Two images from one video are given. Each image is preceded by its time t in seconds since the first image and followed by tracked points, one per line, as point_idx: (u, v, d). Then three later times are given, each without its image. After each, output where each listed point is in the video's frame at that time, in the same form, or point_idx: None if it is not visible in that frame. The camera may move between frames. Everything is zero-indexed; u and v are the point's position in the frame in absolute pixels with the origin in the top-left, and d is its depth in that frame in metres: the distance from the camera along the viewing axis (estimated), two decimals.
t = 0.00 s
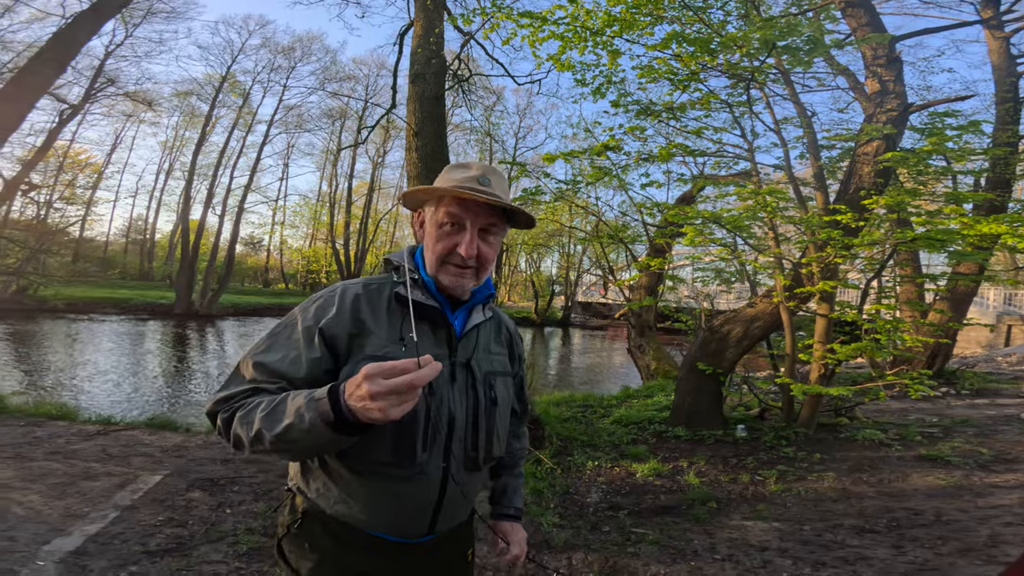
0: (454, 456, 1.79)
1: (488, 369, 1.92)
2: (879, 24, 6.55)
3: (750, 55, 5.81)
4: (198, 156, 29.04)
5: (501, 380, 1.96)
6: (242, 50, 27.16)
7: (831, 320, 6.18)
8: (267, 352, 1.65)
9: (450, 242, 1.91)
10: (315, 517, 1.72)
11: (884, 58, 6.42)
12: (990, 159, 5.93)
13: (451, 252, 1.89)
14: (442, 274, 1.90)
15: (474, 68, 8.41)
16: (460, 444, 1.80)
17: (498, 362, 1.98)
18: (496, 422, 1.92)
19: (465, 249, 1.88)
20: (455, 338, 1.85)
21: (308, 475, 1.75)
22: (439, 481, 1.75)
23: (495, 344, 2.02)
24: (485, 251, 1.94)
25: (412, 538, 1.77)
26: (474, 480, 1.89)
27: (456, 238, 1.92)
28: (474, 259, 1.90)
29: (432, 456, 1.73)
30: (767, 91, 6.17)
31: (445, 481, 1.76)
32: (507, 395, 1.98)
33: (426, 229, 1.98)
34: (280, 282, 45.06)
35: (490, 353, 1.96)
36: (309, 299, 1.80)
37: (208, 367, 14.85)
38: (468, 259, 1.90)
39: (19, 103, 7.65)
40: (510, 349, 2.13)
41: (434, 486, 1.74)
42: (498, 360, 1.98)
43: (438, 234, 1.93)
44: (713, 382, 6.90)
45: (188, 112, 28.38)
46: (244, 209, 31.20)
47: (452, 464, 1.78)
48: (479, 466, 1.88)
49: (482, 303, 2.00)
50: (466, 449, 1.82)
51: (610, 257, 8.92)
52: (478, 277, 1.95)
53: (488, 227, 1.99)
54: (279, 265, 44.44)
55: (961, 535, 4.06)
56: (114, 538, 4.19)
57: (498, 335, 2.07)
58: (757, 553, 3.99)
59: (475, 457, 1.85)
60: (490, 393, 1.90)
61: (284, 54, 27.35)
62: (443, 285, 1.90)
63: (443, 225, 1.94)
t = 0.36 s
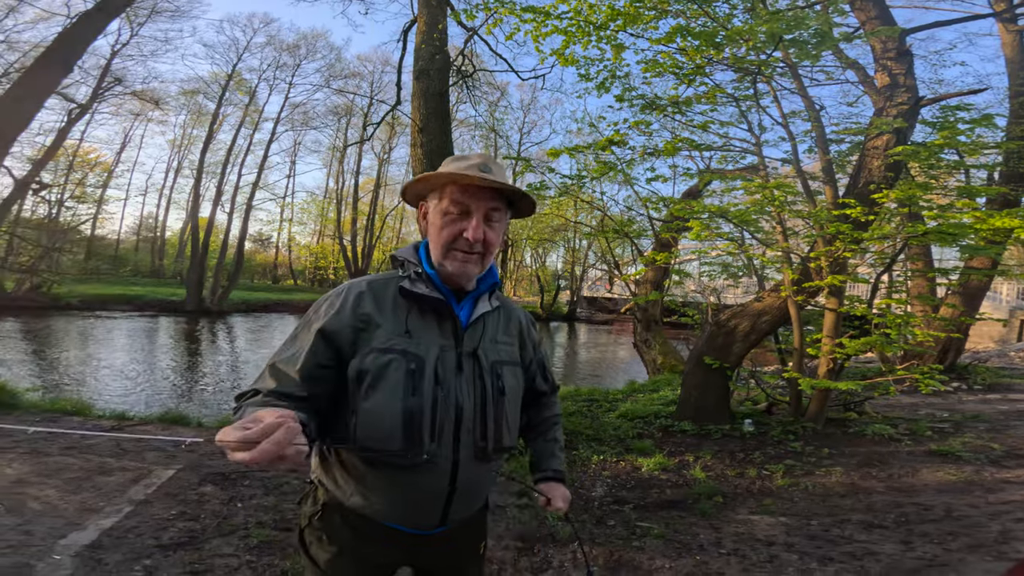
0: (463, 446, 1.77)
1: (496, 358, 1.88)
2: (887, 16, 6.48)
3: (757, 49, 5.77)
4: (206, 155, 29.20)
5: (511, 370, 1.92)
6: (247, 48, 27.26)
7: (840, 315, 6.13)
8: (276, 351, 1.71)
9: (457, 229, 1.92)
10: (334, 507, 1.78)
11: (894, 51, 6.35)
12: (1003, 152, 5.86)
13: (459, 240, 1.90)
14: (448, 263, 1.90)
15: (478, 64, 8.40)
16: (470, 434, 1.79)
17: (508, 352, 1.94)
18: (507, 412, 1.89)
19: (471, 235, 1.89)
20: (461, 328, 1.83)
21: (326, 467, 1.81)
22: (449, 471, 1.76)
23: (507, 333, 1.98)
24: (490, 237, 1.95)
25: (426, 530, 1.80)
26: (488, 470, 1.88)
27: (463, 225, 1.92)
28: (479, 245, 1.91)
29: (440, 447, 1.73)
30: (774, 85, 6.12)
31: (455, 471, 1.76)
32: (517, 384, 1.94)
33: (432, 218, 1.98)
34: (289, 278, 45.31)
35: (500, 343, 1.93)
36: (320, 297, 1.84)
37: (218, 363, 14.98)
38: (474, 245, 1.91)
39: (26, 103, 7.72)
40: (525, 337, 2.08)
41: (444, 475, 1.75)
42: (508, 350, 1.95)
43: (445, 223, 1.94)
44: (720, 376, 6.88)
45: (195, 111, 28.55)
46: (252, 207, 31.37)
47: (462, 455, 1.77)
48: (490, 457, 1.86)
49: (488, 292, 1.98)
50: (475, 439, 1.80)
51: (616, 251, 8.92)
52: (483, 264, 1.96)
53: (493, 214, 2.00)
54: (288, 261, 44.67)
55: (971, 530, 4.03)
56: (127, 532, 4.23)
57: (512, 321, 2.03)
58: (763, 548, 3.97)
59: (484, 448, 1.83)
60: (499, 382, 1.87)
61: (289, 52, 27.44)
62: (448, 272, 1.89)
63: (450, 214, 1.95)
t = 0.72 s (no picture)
0: (464, 442, 1.78)
1: (498, 353, 1.88)
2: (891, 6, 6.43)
3: (758, 40, 5.74)
4: (208, 150, 29.27)
5: (514, 364, 1.92)
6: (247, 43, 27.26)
7: (843, 306, 6.13)
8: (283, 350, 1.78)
9: (508, 247, 1.87)
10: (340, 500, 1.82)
11: (898, 42, 6.33)
12: (1011, 144, 5.81)
13: (508, 259, 1.88)
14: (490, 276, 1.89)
15: (479, 57, 8.38)
16: (471, 429, 1.79)
17: (511, 347, 1.93)
18: (510, 407, 1.89)
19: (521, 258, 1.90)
20: (462, 323, 1.83)
21: (333, 461, 1.86)
22: (451, 467, 1.77)
23: (511, 327, 1.97)
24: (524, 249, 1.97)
25: (430, 523, 1.82)
26: (491, 465, 1.89)
27: (512, 243, 1.88)
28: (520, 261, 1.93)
29: (441, 442, 1.75)
30: (776, 77, 6.09)
31: (456, 466, 1.78)
32: (521, 379, 1.94)
33: (478, 223, 1.85)
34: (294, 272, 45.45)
35: (503, 338, 1.92)
36: (326, 293, 1.88)
37: (225, 356, 15.08)
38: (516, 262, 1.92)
39: (26, 101, 7.75)
40: (531, 330, 2.08)
41: (446, 470, 1.77)
42: (512, 344, 1.94)
43: (497, 238, 1.85)
44: (722, 367, 6.90)
45: (196, 107, 28.58)
46: (256, 201, 31.45)
47: (463, 451, 1.78)
48: (493, 452, 1.87)
49: (490, 290, 1.93)
50: (477, 435, 1.81)
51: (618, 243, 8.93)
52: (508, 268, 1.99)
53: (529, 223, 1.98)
54: (293, 255, 44.79)
55: (971, 521, 4.04)
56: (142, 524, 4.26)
57: (516, 315, 2.02)
58: (763, 538, 3.99)
59: (487, 443, 1.84)
60: (501, 378, 1.87)
61: (289, 46, 27.42)
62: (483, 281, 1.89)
63: (504, 229, 1.86)
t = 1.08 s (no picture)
0: (471, 431, 1.79)
1: (505, 342, 1.89)
2: None
3: (758, 25, 5.71)
4: (205, 142, 29.17)
5: (521, 353, 1.92)
6: (239, 33, 27.04)
7: (844, 290, 6.14)
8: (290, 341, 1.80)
9: (512, 231, 1.87)
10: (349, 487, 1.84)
11: (901, 27, 6.29)
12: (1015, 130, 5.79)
13: (512, 243, 1.88)
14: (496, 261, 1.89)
15: (476, 44, 8.33)
16: (478, 419, 1.80)
17: (518, 336, 1.94)
18: (518, 396, 1.90)
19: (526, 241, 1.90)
20: (469, 312, 1.84)
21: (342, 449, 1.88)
22: (458, 456, 1.79)
23: (518, 317, 1.98)
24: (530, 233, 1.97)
25: (438, 511, 1.84)
26: (498, 454, 1.90)
27: (517, 227, 1.88)
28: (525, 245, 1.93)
29: (448, 432, 1.76)
30: (776, 62, 6.05)
31: (463, 456, 1.79)
32: (528, 368, 1.94)
33: (483, 208, 1.85)
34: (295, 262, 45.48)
35: (510, 326, 1.93)
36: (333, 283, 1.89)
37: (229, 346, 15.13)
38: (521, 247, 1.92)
39: (17, 99, 7.71)
40: (538, 319, 2.08)
41: (453, 459, 1.78)
42: (519, 333, 1.95)
43: (502, 222, 1.85)
44: (722, 351, 6.93)
45: (190, 99, 28.42)
46: (254, 192, 31.39)
47: (469, 440, 1.79)
48: (500, 443, 1.88)
49: (497, 276, 1.94)
50: (483, 425, 1.82)
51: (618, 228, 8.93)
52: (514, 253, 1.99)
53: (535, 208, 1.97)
54: (294, 245, 44.78)
55: (970, 504, 4.07)
56: (159, 514, 4.28)
57: (523, 303, 2.02)
58: (763, 520, 4.02)
59: (493, 434, 1.85)
60: (508, 367, 1.87)
61: (282, 35, 27.21)
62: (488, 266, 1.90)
63: (509, 212, 1.86)
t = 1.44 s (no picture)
0: (480, 366, 1.78)
1: (515, 276, 1.87)
2: None
3: None
4: (196, 122, 28.87)
5: (531, 287, 1.91)
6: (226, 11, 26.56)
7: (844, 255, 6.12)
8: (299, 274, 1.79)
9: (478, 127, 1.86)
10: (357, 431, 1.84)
11: None
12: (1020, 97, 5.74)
13: (481, 138, 1.85)
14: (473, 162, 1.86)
15: (471, 14, 8.18)
16: (488, 352, 1.79)
17: (528, 271, 1.92)
18: (528, 331, 1.88)
19: (495, 133, 1.85)
20: (478, 243, 1.82)
21: (350, 390, 1.87)
22: (467, 390, 1.78)
23: (528, 253, 1.96)
24: (513, 135, 1.90)
25: (445, 454, 1.84)
26: (507, 393, 1.88)
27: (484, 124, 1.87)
28: (501, 142, 1.86)
29: (457, 365, 1.75)
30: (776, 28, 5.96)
31: (472, 390, 1.78)
32: (539, 304, 1.92)
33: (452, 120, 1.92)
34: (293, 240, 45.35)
35: (520, 261, 1.91)
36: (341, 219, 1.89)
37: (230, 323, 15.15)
38: (498, 144, 1.86)
39: None
40: (548, 258, 2.06)
41: (462, 393, 1.77)
42: (529, 269, 1.93)
43: (467, 124, 1.88)
44: (722, 315, 6.95)
45: (177, 79, 28.01)
46: (249, 171, 31.15)
47: (479, 375, 1.78)
48: (509, 380, 1.86)
49: (509, 207, 1.94)
50: (493, 359, 1.80)
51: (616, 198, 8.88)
52: (508, 164, 1.92)
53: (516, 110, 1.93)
54: (292, 223, 44.61)
55: (972, 465, 4.11)
56: (168, 482, 4.30)
57: (533, 239, 2.01)
58: (766, 478, 4.06)
59: (502, 369, 1.84)
60: (518, 302, 1.86)
61: (270, 12, 26.72)
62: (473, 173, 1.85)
63: (472, 112, 1.89)
